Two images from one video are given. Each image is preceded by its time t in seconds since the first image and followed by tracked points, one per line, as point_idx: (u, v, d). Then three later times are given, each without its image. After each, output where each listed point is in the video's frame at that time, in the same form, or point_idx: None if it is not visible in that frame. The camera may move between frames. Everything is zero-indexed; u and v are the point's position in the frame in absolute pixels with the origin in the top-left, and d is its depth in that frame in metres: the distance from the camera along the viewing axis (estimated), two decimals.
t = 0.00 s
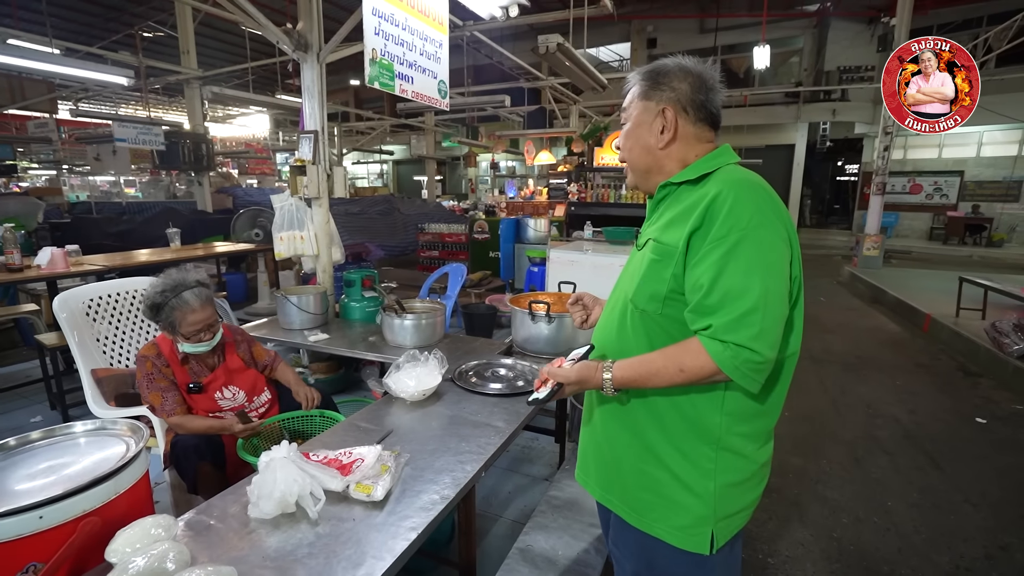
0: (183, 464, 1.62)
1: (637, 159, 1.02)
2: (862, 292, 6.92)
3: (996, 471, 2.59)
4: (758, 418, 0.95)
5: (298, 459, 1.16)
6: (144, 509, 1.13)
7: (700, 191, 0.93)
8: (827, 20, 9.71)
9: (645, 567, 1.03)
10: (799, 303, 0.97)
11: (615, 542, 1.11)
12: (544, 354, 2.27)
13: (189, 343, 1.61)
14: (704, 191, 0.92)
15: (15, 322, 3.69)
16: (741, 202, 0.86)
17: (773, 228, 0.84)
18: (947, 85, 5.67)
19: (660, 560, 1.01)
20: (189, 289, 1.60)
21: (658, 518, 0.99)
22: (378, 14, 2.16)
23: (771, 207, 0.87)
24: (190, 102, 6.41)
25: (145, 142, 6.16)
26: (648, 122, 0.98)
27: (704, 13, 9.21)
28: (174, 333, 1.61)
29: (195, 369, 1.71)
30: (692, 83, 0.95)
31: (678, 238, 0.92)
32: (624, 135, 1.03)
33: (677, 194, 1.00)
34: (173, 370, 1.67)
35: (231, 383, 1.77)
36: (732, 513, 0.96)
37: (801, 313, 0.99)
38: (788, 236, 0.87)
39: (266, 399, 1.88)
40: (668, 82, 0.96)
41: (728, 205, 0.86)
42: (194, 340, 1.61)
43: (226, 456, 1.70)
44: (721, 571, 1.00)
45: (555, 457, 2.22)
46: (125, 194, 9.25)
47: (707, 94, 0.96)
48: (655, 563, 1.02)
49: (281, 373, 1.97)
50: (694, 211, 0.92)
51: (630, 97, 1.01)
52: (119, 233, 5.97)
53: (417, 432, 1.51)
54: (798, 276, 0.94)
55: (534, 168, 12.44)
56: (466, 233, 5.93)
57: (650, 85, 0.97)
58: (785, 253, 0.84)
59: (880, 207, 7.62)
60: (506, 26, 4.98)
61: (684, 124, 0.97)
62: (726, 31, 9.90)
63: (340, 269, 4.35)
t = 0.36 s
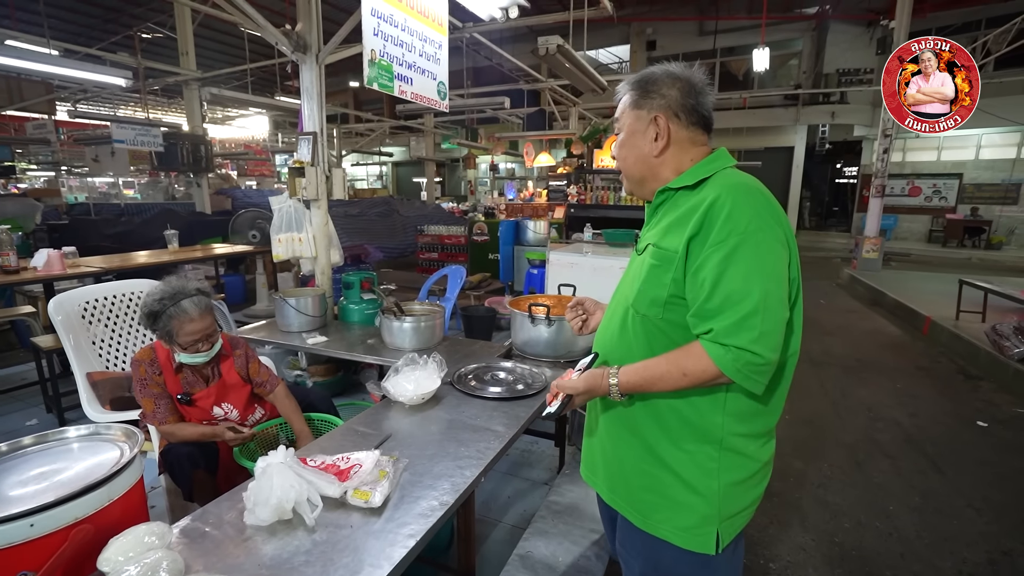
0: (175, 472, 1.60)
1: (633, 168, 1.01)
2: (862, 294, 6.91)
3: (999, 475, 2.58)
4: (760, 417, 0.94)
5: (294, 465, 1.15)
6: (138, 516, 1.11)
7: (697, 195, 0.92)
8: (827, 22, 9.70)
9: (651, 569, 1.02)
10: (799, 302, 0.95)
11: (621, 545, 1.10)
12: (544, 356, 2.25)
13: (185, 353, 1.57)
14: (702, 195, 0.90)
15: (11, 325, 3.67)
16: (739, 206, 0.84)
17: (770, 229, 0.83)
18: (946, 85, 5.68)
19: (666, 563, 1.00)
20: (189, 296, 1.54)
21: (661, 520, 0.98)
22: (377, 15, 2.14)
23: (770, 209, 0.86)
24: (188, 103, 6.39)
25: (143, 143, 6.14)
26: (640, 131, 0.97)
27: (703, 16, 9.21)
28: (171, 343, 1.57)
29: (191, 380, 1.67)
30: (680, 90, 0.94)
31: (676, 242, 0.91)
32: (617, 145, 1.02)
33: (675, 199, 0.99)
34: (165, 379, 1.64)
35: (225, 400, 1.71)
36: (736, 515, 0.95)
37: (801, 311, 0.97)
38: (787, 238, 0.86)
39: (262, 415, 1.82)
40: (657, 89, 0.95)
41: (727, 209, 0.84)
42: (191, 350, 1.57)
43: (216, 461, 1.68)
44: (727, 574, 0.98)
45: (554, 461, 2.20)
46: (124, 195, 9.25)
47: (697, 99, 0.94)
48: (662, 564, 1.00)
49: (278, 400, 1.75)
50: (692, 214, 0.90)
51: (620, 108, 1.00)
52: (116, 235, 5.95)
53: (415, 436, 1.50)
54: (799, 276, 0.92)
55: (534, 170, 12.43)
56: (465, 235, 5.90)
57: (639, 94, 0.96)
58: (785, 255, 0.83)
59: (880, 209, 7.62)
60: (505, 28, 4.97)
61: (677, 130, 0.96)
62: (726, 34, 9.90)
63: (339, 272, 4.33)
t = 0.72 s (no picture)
0: (201, 449, 1.66)
1: (646, 147, 1.02)
2: (898, 297, 6.66)
3: None
4: (755, 416, 0.93)
5: (306, 452, 1.20)
6: (161, 495, 1.18)
7: (690, 187, 0.92)
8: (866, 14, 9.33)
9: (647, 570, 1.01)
10: (795, 297, 0.94)
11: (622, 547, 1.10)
12: (558, 354, 2.26)
13: (186, 313, 1.73)
14: (695, 186, 0.91)
15: (58, 314, 3.89)
16: (729, 196, 0.84)
17: (761, 221, 0.82)
18: (946, 85, 5.42)
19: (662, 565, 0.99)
20: (172, 266, 1.79)
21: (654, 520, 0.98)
22: (393, 17, 2.20)
23: (762, 200, 0.85)
24: (222, 104, 6.61)
25: (180, 143, 6.34)
26: (668, 119, 0.98)
27: (735, 10, 8.98)
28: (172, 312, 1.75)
29: (199, 357, 1.82)
30: (712, 88, 0.96)
31: (667, 235, 0.91)
32: (639, 121, 1.02)
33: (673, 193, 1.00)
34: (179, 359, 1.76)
35: (236, 366, 1.88)
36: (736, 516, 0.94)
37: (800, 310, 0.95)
38: (781, 231, 0.85)
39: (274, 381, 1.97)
40: (695, 79, 0.96)
41: (716, 200, 0.85)
42: (190, 309, 1.74)
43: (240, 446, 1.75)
44: None
45: (567, 458, 2.22)
46: (164, 192, 9.65)
47: (729, 101, 0.96)
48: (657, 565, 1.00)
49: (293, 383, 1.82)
50: (684, 206, 0.90)
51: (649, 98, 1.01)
52: (155, 230, 6.22)
53: (426, 429, 1.53)
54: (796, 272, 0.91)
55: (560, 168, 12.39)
56: (489, 233, 5.92)
57: (677, 78, 0.97)
58: (777, 248, 0.82)
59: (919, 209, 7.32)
60: (529, 26, 4.97)
61: (703, 126, 0.97)
62: (759, 28, 9.63)
63: (363, 268, 4.43)
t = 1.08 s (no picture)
0: (199, 450, 1.68)
1: (653, 143, 1.00)
2: (908, 299, 6.57)
3: None
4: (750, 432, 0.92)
5: (301, 453, 1.20)
6: (156, 495, 1.18)
7: (697, 190, 0.90)
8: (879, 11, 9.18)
9: None
10: (796, 311, 0.92)
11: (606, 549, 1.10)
12: (560, 355, 2.25)
13: (192, 313, 1.73)
14: (702, 189, 0.89)
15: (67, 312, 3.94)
16: (736, 204, 0.82)
17: (766, 232, 0.81)
18: (946, 85, 5.34)
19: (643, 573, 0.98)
20: (185, 265, 1.79)
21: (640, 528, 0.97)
22: (393, 16, 2.20)
23: (768, 209, 0.83)
24: (229, 103, 6.63)
25: (188, 142, 6.38)
26: (677, 109, 0.96)
27: (745, 8, 8.87)
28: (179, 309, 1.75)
29: (201, 357, 1.82)
30: (726, 84, 0.94)
31: (668, 239, 0.89)
32: (646, 115, 1.00)
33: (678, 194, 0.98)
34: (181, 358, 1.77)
35: (238, 370, 1.87)
36: (720, 530, 0.93)
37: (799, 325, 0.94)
38: (786, 243, 0.83)
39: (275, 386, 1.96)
40: (708, 72, 0.94)
41: (723, 206, 0.83)
42: (196, 308, 1.74)
43: (237, 445, 1.75)
44: None
45: (567, 460, 2.21)
46: (173, 191, 9.75)
47: (741, 99, 0.95)
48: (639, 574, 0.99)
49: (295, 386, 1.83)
50: (689, 210, 0.88)
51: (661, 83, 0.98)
52: (163, 229, 6.28)
53: (424, 430, 1.53)
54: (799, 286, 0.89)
55: (567, 167, 12.36)
56: (495, 232, 5.89)
57: (689, 70, 0.95)
58: (780, 260, 0.81)
59: (931, 209, 7.21)
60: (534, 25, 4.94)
61: (713, 121, 0.95)
62: (768, 26, 9.42)
63: (368, 267, 4.44)
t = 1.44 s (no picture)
0: (199, 444, 1.70)
1: (678, 153, 0.95)
2: (922, 301, 6.46)
3: None
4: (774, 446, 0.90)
5: (297, 451, 1.20)
6: (154, 491, 1.19)
7: (723, 197, 0.86)
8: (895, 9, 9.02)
9: None
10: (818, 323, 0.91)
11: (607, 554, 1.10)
12: (561, 356, 2.23)
13: (196, 309, 1.75)
14: (731, 197, 0.85)
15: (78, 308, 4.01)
16: (771, 215, 0.79)
17: (803, 244, 0.78)
18: (946, 85, 5.25)
19: None
20: (193, 262, 1.80)
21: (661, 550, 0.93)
22: (394, 15, 2.20)
23: (801, 220, 0.81)
24: (239, 103, 6.69)
25: (197, 141, 6.57)
26: (689, 106, 0.91)
27: (757, 7, 8.76)
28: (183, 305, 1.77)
29: (205, 354, 1.83)
30: (738, 79, 0.91)
31: (696, 249, 0.85)
32: (660, 122, 0.94)
33: (696, 197, 0.94)
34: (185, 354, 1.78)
35: (241, 366, 1.89)
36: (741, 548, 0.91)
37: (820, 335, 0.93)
38: (819, 255, 0.81)
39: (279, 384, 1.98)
40: (718, 67, 0.90)
41: (758, 217, 0.79)
42: (200, 304, 1.76)
43: (236, 441, 1.77)
44: None
45: (568, 460, 2.20)
46: (185, 190, 9.89)
47: (748, 89, 0.92)
48: None
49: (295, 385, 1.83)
50: (717, 218, 0.84)
51: (670, 73, 0.92)
52: (174, 227, 6.37)
53: (421, 430, 1.53)
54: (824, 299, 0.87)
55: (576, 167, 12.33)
56: (502, 232, 5.89)
57: (698, 66, 0.90)
58: (815, 273, 0.78)
59: (946, 210, 7.08)
60: (541, 24, 4.92)
61: (727, 117, 0.92)
62: (780, 25, 9.36)
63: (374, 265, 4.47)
